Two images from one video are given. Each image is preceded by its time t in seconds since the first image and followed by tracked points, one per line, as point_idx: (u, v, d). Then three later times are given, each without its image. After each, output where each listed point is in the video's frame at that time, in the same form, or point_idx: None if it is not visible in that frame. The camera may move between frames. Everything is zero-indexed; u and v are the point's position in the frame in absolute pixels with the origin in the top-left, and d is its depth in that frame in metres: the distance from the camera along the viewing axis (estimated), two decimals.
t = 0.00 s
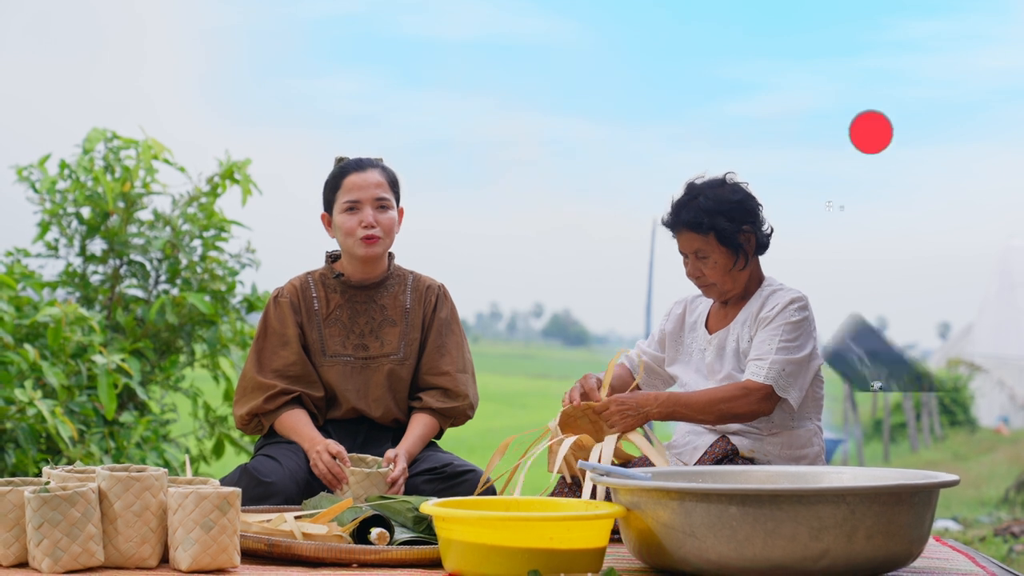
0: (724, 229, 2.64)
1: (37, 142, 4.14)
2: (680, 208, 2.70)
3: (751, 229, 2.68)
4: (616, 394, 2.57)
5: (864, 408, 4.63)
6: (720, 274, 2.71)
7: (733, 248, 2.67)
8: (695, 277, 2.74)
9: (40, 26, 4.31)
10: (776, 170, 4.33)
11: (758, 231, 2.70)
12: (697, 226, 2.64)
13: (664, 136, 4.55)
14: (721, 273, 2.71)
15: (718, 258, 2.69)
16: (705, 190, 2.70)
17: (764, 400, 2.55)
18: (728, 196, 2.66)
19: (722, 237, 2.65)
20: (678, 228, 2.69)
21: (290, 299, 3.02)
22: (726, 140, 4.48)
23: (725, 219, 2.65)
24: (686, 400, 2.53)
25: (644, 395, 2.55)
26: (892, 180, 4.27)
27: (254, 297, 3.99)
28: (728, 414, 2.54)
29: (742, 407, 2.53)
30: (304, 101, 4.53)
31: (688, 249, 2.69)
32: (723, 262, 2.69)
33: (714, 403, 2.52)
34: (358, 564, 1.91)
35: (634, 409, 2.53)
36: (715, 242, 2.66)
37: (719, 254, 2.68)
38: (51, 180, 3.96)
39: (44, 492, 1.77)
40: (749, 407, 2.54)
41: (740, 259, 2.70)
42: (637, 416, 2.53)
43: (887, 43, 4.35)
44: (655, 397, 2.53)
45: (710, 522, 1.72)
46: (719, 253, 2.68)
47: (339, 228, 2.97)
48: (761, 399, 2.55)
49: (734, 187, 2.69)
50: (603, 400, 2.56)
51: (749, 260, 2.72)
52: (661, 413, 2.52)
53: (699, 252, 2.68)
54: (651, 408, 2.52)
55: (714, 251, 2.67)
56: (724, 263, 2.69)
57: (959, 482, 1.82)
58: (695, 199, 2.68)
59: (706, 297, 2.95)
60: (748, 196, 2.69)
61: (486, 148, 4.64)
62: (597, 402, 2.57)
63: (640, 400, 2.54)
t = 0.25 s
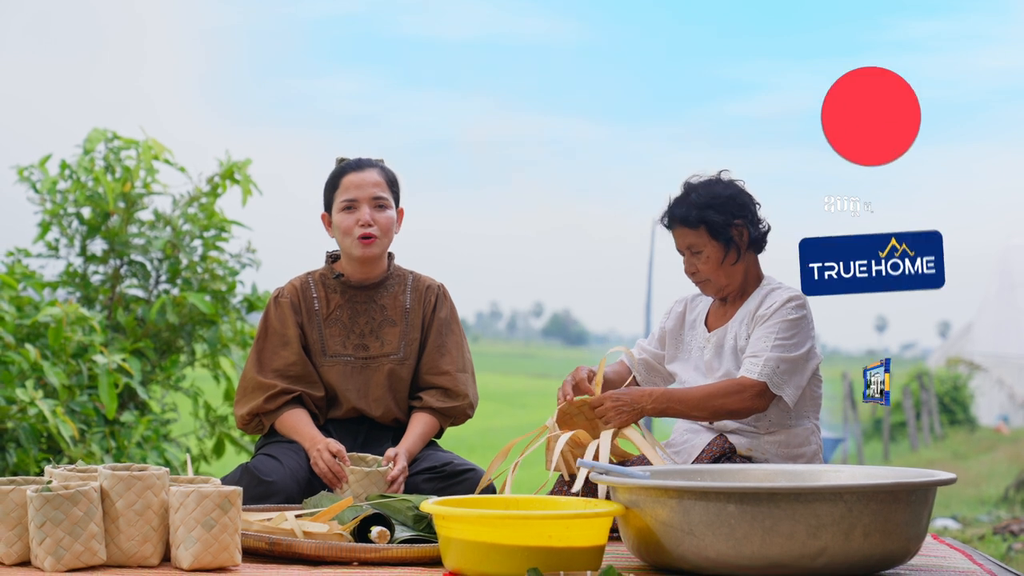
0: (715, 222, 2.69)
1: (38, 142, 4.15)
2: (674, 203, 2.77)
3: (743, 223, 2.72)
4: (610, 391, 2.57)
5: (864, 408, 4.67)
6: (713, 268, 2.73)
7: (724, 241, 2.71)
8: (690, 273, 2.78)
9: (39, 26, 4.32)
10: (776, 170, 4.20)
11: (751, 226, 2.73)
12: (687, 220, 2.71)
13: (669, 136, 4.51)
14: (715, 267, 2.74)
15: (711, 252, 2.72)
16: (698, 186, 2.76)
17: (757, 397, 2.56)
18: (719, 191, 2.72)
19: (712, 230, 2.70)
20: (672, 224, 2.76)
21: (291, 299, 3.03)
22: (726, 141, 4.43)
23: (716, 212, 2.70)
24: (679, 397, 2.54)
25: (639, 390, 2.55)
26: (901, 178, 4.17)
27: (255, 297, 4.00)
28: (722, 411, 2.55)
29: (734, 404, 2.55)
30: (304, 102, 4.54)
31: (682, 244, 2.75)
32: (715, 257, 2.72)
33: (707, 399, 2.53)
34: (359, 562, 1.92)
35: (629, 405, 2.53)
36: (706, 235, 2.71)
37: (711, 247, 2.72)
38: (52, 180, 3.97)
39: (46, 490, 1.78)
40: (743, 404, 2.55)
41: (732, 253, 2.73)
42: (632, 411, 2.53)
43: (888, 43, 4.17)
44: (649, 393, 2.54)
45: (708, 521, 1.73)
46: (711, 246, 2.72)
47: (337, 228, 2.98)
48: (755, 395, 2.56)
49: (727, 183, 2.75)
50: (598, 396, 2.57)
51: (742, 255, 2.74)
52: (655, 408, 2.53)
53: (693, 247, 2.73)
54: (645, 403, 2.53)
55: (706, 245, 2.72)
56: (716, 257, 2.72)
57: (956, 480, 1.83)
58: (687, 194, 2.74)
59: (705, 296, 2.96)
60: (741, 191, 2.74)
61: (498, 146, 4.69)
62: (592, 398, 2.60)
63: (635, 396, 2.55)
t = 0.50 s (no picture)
0: (711, 218, 2.71)
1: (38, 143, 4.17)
2: (672, 201, 2.79)
3: (741, 220, 2.73)
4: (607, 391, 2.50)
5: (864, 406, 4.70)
6: (709, 264, 2.76)
7: (720, 238, 2.73)
8: (688, 270, 2.80)
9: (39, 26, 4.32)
10: (776, 170, 4.26)
11: (747, 224, 2.74)
12: (683, 217, 2.73)
13: (669, 136, 4.53)
14: (711, 264, 2.76)
15: (707, 249, 2.75)
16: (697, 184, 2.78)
17: (756, 396, 2.59)
18: (715, 188, 2.74)
19: (708, 226, 2.72)
20: (670, 222, 2.79)
21: (291, 301, 3.05)
22: (726, 140, 4.45)
23: (712, 208, 2.72)
24: (678, 397, 2.56)
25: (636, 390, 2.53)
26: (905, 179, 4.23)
27: (255, 298, 4.02)
28: (720, 410, 2.58)
29: (733, 404, 2.58)
30: (304, 101, 4.54)
31: (679, 241, 2.77)
32: (711, 253, 2.75)
33: (705, 399, 2.57)
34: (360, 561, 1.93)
35: (629, 405, 2.50)
36: (702, 231, 2.73)
37: (707, 244, 2.74)
38: (53, 181, 3.98)
39: (48, 490, 1.79)
40: (741, 404, 2.58)
41: (728, 249, 2.75)
42: (632, 412, 2.50)
43: (887, 43, 4.24)
44: (648, 393, 2.53)
45: (706, 519, 1.74)
46: (707, 243, 2.74)
47: (336, 228, 3.00)
48: (753, 395, 2.59)
49: (725, 182, 2.77)
50: (596, 396, 2.49)
51: (738, 252, 2.76)
52: (655, 409, 2.53)
53: (689, 244, 2.76)
54: (644, 404, 2.51)
55: (702, 241, 2.74)
56: (712, 253, 2.74)
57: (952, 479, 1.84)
58: (685, 191, 2.77)
59: (705, 296, 2.97)
60: (739, 189, 2.76)
61: (493, 147, 4.66)
62: (586, 397, 2.52)
63: (633, 396, 2.52)
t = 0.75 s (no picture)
0: (713, 215, 2.73)
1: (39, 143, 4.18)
2: (674, 198, 2.81)
3: (742, 218, 2.75)
4: (607, 393, 2.50)
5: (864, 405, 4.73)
6: (709, 261, 2.77)
7: (721, 235, 2.75)
8: (688, 267, 2.81)
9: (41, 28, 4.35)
10: (776, 170, 4.24)
11: (748, 222, 2.76)
12: (685, 213, 2.75)
13: (670, 137, 4.46)
14: (711, 261, 2.77)
15: (708, 245, 2.76)
16: (699, 183, 2.80)
17: (754, 396, 2.62)
18: (717, 186, 2.77)
19: (710, 222, 2.74)
20: (671, 219, 2.81)
21: (290, 302, 3.06)
22: (725, 140, 4.43)
23: (714, 205, 2.74)
24: (677, 398, 2.58)
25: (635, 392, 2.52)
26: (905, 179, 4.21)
27: (254, 298, 4.03)
28: (717, 411, 2.61)
29: (731, 404, 2.61)
30: (305, 101, 4.52)
31: (680, 238, 2.79)
32: (712, 249, 2.76)
33: (704, 400, 2.60)
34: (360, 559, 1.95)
35: (629, 409, 2.50)
36: (703, 228, 2.75)
37: (708, 241, 2.75)
38: (53, 181, 4.00)
39: (51, 489, 1.81)
40: (739, 404, 2.61)
41: (729, 246, 2.76)
42: (631, 415, 2.50)
43: (887, 43, 4.26)
44: (647, 396, 2.53)
45: (703, 517, 1.75)
46: (708, 240, 2.75)
47: (337, 229, 3.01)
48: (750, 396, 2.62)
49: (727, 181, 2.79)
50: (596, 399, 2.49)
51: (738, 249, 2.77)
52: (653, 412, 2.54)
53: (690, 241, 2.77)
54: (644, 408, 2.52)
55: (703, 237, 2.75)
56: (713, 249, 2.76)
57: (948, 477, 1.85)
58: (687, 189, 2.79)
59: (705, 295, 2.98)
60: (741, 189, 2.78)
61: (489, 147, 4.58)
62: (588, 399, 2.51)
63: (632, 398, 2.51)
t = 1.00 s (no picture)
0: (709, 215, 2.75)
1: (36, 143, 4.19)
2: (671, 198, 2.83)
3: (738, 218, 2.77)
4: (606, 395, 2.51)
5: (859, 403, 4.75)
6: (706, 261, 2.79)
7: (718, 235, 2.77)
8: (685, 267, 2.83)
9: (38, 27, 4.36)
10: (776, 170, 4.26)
11: (745, 222, 2.78)
12: (682, 213, 2.77)
13: (669, 137, 4.46)
14: (708, 261, 2.79)
15: (705, 245, 2.78)
16: (695, 183, 2.81)
17: (750, 398, 2.63)
18: (715, 185, 2.78)
19: (706, 222, 2.76)
20: (668, 218, 2.83)
21: (288, 302, 3.07)
22: (725, 140, 4.44)
23: (710, 206, 2.76)
24: (674, 400, 2.58)
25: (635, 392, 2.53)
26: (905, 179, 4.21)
27: (252, 297, 4.04)
28: (714, 412, 2.62)
29: (727, 407, 2.62)
30: (304, 101, 4.52)
31: (677, 237, 2.81)
32: (708, 249, 2.78)
33: (701, 403, 2.60)
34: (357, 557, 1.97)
35: (627, 410, 2.51)
36: (700, 228, 2.77)
37: (705, 241, 2.78)
38: (50, 181, 4.00)
39: (50, 487, 1.82)
40: (735, 407, 2.62)
41: (725, 246, 2.79)
42: (630, 416, 2.51)
43: (887, 43, 4.30)
44: (645, 397, 2.54)
45: (698, 514, 1.77)
46: (705, 240, 2.78)
47: (334, 231, 3.02)
48: (746, 398, 2.63)
49: (724, 181, 2.80)
50: (595, 402, 2.51)
51: (735, 249, 2.79)
52: (652, 413, 2.54)
53: (687, 240, 2.80)
54: (642, 408, 2.52)
55: (700, 237, 2.78)
56: (709, 250, 2.78)
57: (940, 475, 1.87)
58: (684, 189, 2.81)
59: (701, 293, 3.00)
60: (737, 188, 2.79)
61: (490, 147, 4.57)
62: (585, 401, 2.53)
63: (631, 399, 2.52)
